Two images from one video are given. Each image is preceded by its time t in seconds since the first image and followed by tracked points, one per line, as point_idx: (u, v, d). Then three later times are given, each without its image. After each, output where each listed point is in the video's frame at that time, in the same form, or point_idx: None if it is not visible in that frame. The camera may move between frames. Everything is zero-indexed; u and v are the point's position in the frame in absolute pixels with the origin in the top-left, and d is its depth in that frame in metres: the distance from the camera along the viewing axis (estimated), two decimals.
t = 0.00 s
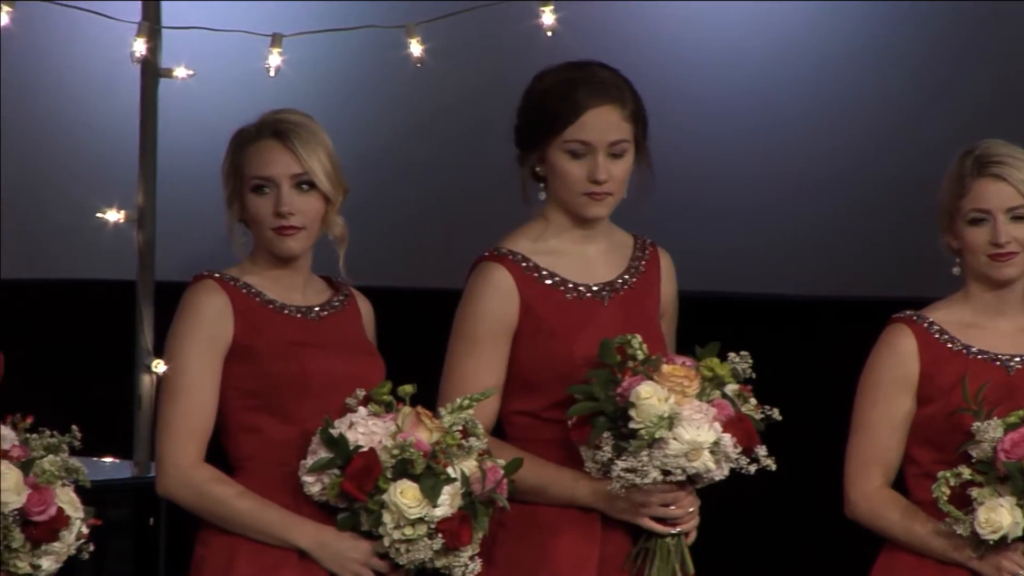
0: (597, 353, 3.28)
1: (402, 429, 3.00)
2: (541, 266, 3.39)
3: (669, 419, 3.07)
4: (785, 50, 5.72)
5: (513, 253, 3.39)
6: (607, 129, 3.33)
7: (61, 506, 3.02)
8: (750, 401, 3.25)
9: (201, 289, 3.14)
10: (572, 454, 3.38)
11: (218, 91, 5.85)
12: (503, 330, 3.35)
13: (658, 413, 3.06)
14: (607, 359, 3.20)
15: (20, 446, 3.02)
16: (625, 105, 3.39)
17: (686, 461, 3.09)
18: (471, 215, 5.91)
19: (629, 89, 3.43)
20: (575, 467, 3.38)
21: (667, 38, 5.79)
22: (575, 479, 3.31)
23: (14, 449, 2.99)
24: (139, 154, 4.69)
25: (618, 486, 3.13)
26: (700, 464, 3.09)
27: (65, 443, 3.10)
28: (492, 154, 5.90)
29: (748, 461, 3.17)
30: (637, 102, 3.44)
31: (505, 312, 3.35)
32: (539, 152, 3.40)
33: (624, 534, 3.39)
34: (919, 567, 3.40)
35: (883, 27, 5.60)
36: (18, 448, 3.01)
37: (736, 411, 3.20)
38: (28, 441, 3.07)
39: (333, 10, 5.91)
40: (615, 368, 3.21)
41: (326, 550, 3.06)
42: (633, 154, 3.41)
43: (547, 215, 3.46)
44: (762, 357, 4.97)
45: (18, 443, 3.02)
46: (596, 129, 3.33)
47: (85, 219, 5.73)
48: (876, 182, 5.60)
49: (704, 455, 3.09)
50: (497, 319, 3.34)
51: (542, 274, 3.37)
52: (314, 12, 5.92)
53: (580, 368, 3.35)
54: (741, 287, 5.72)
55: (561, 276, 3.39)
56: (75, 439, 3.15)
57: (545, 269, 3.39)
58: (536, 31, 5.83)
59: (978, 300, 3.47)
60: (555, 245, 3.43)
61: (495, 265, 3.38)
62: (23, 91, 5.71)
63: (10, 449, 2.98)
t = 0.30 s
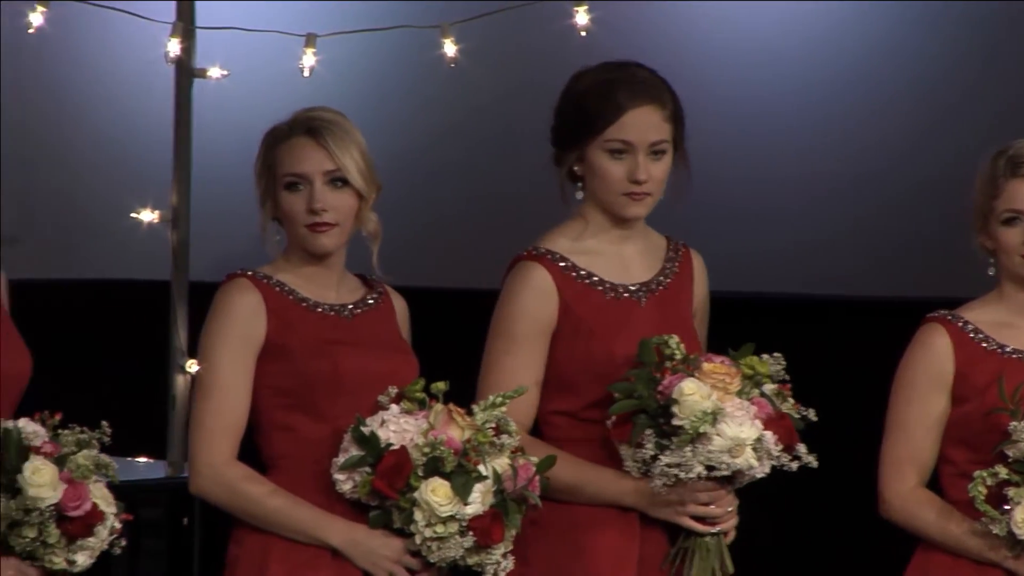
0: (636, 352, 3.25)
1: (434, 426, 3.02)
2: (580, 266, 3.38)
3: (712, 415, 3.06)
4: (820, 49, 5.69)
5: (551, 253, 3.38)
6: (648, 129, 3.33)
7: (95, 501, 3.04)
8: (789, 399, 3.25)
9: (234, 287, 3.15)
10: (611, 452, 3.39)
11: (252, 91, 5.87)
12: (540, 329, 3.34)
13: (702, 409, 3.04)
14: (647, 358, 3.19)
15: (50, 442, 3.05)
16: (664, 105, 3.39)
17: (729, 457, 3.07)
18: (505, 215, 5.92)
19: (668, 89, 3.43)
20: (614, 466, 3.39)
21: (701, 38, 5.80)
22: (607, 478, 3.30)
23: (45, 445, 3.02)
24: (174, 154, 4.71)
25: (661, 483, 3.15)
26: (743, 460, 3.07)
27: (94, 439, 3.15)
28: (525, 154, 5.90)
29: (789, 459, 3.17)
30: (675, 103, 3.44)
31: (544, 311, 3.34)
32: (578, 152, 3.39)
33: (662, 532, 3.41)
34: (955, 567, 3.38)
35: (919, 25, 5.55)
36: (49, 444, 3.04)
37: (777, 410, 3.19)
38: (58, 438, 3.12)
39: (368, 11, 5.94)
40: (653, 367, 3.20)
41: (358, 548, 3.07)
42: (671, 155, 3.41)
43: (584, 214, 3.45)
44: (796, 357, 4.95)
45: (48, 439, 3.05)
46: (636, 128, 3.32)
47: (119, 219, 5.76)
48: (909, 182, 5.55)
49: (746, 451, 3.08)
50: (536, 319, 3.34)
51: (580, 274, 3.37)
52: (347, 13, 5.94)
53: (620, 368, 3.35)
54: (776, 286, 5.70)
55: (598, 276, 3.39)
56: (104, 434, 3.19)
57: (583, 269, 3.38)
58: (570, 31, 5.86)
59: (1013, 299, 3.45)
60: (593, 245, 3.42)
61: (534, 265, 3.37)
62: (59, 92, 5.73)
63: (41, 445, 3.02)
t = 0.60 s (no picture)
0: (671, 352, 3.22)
1: (461, 431, 2.99)
2: (616, 266, 3.36)
3: (749, 415, 3.03)
4: (855, 49, 5.66)
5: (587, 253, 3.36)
6: (683, 128, 3.31)
7: (133, 502, 3.03)
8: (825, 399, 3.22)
9: (264, 288, 3.14)
10: (648, 453, 3.37)
11: (286, 91, 5.87)
12: (576, 329, 3.32)
13: (739, 410, 3.02)
14: (682, 359, 3.16)
15: (88, 443, 3.04)
16: (699, 104, 3.37)
17: (766, 458, 3.05)
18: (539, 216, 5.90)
19: (703, 88, 3.40)
20: (651, 466, 3.36)
21: (737, 39, 5.78)
22: (635, 477, 3.28)
23: (83, 446, 3.02)
24: (209, 154, 4.72)
25: (697, 484, 3.12)
26: (780, 461, 3.05)
27: (133, 440, 3.15)
28: (558, 154, 5.89)
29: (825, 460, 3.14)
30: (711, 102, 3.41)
31: (580, 311, 3.32)
32: (612, 152, 3.37)
33: (698, 532, 3.38)
34: (989, 568, 3.34)
35: (950, 25, 5.50)
36: (87, 445, 3.04)
37: (813, 410, 3.17)
38: (97, 438, 3.12)
39: (402, 11, 5.93)
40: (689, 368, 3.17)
41: (385, 549, 3.05)
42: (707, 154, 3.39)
43: (620, 215, 3.42)
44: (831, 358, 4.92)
45: (86, 440, 3.05)
46: (672, 127, 3.30)
47: (153, 220, 5.77)
48: (938, 184, 5.49)
49: (783, 452, 3.05)
50: (572, 318, 3.32)
51: (617, 274, 3.35)
52: (381, 14, 5.95)
53: (657, 368, 3.33)
54: (811, 286, 5.66)
55: (635, 276, 3.37)
56: (142, 436, 3.19)
57: (620, 269, 3.36)
58: (604, 31, 5.84)
59: None
60: (628, 246, 3.40)
61: (570, 265, 3.35)
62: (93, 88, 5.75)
63: (78, 445, 3.01)
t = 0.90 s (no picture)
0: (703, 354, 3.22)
1: (487, 436, 2.98)
2: (650, 266, 3.35)
3: (778, 418, 3.02)
4: (894, 48, 5.62)
5: (621, 254, 3.36)
6: (716, 128, 3.30)
7: (174, 502, 3.05)
8: (857, 400, 3.20)
9: (294, 285, 3.15)
10: (680, 454, 3.34)
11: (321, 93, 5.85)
12: (608, 328, 3.31)
13: (767, 412, 3.00)
14: (714, 359, 3.16)
15: (128, 443, 3.06)
16: (732, 104, 3.35)
17: (796, 461, 3.02)
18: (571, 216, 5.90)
19: (737, 89, 3.38)
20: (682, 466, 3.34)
21: (775, 38, 5.75)
22: (660, 478, 3.26)
23: (123, 445, 3.04)
24: (245, 154, 4.75)
25: (726, 487, 3.07)
26: (810, 463, 3.02)
27: (171, 440, 3.17)
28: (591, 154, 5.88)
29: (857, 462, 3.11)
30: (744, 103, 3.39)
31: (611, 311, 3.31)
32: (647, 152, 3.36)
33: (730, 533, 3.35)
34: None
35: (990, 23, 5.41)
36: (127, 444, 3.06)
37: (844, 412, 3.15)
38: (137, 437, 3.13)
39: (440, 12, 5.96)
40: (721, 368, 3.17)
41: (409, 553, 3.04)
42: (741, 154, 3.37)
43: (655, 216, 3.42)
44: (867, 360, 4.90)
45: (126, 440, 3.06)
46: (704, 127, 3.29)
47: (187, 221, 5.75)
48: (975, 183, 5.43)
49: (813, 454, 3.03)
50: (604, 317, 3.31)
51: (650, 274, 3.34)
52: (417, 14, 5.97)
53: (689, 369, 3.31)
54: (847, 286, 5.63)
55: (669, 277, 3.36)
56: (181, 435, 3.21)
57: (653, 270, 3.35)
58: (640, 31, 5.83)
59: None
60: (662, 246, 3.39)
61: (603, 265, 3.35)
62: (129, 91, 5.67)
63: (119, 445, 3.03)
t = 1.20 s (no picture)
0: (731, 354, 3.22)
1: (519, 439, 2.97)
2: (682, 265, 3.34)
3: (789, 418, 3.01)
4: (931, 46, 5.58)
5: (654, 252, 3.36)
6: (728, 128, 3.31)
7: (214, 501, 3.05)
8: (881, 403, 3.19)
9: (327, 283, 3.14)
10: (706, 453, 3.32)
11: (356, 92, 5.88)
12: (639, 324, 3.31)
13: (777, 411, 3.00)
14: (741, 360, 3.13)
15: (168, 442, 3.06)
16: (754, 104, 3.33)
17: (806, 461, 3.00)
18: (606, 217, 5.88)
19: (764, 87, 3.35)
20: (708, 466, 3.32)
21: (812, 37, 5.72)
22: (692, 477, 3.26)
23: (162, 444, 3.04)
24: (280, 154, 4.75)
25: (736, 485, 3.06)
26: (822, 464, 3.00)
27: (211, 438, 3.17)
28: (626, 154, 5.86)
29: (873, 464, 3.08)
30: (772, 101, 3.35)
31: (643, 308, 3.31)
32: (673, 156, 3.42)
33: (754, 534, 3.33)
34: None
35: None
36: (167, 444, 3.06)
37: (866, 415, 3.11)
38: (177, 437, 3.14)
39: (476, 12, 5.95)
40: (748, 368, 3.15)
41: (438, 554, 3.04)
42: (766, 153, 3.34)
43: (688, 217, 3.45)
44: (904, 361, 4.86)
45: (166, 439, 3.07)
46: (717, 128, 3.31)
47: (224, 220, 5.77)
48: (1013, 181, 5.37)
49: (826, 455, 3.01)
50: (636, 314, 3.31)
51: (681, 272, 3.33)
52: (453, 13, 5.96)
53: (714, 367, 3.30)
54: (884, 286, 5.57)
55: (702, 276, 3.35)
56: (220, 434, 3.21)
57: (685, 268, 3.34)
58: (676, 31, 5.82)
59: None
60: (696, 245, 3.39)
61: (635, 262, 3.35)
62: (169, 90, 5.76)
63: (159, 444, 3.04)
